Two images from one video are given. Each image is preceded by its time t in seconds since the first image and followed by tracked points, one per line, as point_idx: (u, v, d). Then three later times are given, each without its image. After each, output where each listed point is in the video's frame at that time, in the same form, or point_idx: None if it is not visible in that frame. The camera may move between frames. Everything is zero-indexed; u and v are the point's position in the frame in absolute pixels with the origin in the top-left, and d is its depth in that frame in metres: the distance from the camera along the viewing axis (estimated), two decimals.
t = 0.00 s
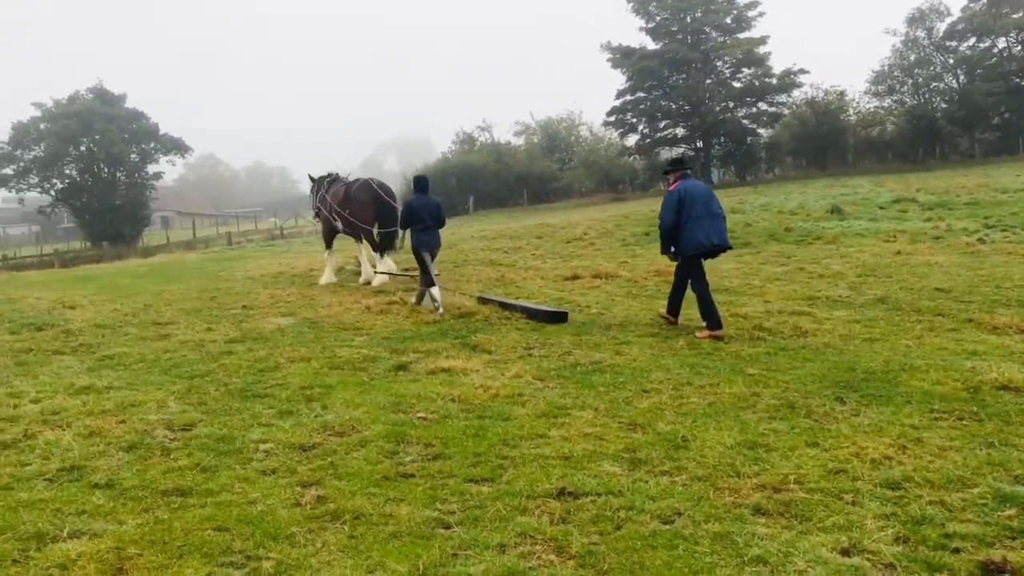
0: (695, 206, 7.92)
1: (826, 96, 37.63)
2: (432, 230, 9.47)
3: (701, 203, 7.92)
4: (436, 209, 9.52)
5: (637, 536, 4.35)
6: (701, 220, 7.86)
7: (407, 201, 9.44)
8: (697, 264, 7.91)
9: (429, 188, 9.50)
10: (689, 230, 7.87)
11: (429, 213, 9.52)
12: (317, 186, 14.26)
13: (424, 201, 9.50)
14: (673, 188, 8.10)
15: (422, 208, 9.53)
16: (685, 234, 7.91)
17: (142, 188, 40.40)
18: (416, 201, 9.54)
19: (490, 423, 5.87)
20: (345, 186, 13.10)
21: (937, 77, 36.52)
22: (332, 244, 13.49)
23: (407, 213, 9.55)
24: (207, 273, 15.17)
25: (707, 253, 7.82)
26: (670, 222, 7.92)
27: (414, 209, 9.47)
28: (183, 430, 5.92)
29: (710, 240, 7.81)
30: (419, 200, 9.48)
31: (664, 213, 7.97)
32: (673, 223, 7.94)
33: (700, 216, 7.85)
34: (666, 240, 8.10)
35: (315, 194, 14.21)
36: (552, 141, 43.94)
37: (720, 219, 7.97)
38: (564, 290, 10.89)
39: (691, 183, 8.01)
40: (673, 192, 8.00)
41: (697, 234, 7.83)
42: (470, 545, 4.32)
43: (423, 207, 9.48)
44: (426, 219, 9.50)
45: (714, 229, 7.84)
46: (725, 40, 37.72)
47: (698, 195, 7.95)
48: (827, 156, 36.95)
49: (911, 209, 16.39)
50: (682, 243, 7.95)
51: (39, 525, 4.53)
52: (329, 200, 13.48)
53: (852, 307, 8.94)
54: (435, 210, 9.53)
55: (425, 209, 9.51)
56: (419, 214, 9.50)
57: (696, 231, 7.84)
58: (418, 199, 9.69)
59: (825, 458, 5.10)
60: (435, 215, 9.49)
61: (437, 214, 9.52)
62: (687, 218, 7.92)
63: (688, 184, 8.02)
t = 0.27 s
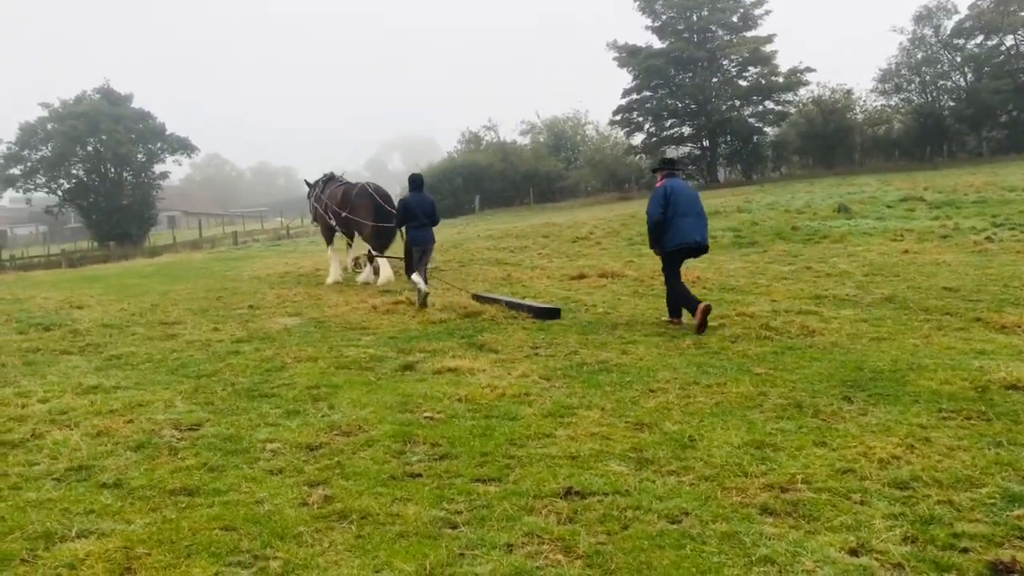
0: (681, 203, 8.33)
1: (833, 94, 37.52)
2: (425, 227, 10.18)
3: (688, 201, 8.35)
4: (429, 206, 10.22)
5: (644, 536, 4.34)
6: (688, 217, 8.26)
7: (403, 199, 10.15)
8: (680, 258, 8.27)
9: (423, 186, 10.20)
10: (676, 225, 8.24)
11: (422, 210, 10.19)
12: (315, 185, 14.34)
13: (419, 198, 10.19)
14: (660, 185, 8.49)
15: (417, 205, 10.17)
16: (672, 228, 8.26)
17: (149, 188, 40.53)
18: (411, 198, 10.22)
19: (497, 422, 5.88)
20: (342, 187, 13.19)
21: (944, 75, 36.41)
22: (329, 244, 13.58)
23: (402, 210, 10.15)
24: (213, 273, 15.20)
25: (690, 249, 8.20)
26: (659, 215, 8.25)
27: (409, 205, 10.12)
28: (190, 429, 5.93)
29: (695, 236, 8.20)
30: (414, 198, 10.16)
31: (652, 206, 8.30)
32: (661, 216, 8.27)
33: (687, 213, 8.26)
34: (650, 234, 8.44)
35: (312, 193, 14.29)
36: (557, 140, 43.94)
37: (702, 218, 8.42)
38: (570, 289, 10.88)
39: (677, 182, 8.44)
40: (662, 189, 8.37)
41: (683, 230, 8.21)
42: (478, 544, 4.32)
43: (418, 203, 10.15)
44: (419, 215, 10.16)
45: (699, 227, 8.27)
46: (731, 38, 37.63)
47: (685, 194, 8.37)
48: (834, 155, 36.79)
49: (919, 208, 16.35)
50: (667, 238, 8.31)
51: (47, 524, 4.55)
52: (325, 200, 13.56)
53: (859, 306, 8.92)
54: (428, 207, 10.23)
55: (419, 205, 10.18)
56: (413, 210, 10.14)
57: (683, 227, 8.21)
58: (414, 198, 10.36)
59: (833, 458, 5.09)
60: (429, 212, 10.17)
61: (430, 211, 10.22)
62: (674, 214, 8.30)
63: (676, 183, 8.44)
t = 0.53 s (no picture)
0: (665, 200, 8.57)
1: (834, 95, 37.50)
2: (414, 228, 10.41)
3: (670, 197, 8.59)
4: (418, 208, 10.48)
5: (646, 537, 4.34)
6: (670, 213, 8.52)
7: (393, 201, 10.41)
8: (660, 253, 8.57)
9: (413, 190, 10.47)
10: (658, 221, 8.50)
11: (412, 212, 10.43)
12: (309, 190, 14.48)
13: (408, 201, 10.44)
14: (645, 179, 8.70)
15: (407, 208, 10.42)
16: (654, 224, 8.52)
17: (150, 190, 40.55)
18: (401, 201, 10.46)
19: (499, 423, 5.88)
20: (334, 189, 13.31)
21: (945, 75, 36.40)
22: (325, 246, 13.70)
23: (392, 212, 10.40)
24: (215, 274, 15.22)
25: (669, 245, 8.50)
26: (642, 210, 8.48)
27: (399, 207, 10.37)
28: (192, 430, 5.94)
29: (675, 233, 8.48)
30: (404, 200, 10.41)
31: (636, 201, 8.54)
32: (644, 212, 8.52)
33: (669, 210, 8.51)
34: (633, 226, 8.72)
35: (307, 198, 14.43)
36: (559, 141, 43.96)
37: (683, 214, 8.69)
38: (571, 290, 10.89)
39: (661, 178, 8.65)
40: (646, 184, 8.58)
41: (665, 226, 8.48)
42: (480, 545, 4.32)
43: (407, 205, 10.39)
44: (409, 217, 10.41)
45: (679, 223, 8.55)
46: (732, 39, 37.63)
47: (668, 190, 8.60)
48: (836, 155, 36.77)
49: (920, 208, 16.37)
50: (648, 233, 8.57)
51: (50, 525, 4.55)
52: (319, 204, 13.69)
53: (861, 306, 8.94)
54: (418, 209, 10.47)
55: (409, 207, 10.44)
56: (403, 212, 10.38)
57: (665, 223, 8.48)
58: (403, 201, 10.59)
59: (834, 459, 5.09)
60: (418, 213, 10.42)
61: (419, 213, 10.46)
62: (656, 209, 8.55)
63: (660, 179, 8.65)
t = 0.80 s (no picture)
0: (647, 209, 8.55)
1: (838, 95, 37.44)
2: (405, 228, 10.65)
3: (652, 207, 8.58)
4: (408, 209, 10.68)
5: (652, 538, 4.34)
6: (653, 223, 8.51)
7: (383, 202, 10.60)
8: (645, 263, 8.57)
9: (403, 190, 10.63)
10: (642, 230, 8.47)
11: (402, 212, 10.64)
12: (308, 190, 14.59)
13: (398, 202, 10.63)
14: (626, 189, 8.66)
15: (397, 208, 10.62)
16: (638, 233, 8.50)
17: (155, 192, 40.67)
18: (391, 201, 10.65)
19: (504, 425, 5.88)
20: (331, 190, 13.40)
21: (950, 76, 36.31)
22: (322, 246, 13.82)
23: (382, 213, 10.60)
24: (220, 276, 15.23)
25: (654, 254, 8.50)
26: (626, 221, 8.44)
27: (389, 209, 10.58)
28: (198, 431, 5.95)
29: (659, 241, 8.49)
30: (394, 201, 10.61)
31: (619, 212, 8.49)
32: (627, 222, 8.48)
33: (652, 219, 8.50)
34: (615, 235, 8.67)
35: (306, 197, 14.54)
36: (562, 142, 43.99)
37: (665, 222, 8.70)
38: (576, 291, 10.90)
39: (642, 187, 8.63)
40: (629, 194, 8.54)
41: (650, 235, 8.46)
42: (485, 547, 4.33)
43: (397, 207, 10.60)
44: (399, 218, 10.62)
45: (661, 232, 8.56)
46: (736, 40, 37.60)
47: (649, 199, 8.58)
48: (840, 156, 36.71)
49: (925, 209, 16.35)
50: (632, 243, 8.55)
51: (56, 526, 4.56)
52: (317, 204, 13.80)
53: (866, 307, 8.93)
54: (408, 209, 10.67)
55: (398, 208, 10.63)
56: (393, 213, 10.60)
57: (650, 233, 8.46)
58: (393, 200, 10.77)
59: (840, 460, 5.08)
60: (408, 214, 10.63)
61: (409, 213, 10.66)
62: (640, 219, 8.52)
63: (641, 189, 8.63)
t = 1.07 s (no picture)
0: (627, 204, 8.78)
1: (845, 94, 37.31)
2: (400, 229, 10.89)
3: (632, 202, 8.79)
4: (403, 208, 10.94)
5: (660, 538, 4.34)
6: (633, 216, 8.73)
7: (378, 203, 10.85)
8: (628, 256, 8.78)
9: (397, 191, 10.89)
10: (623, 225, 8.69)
11: (397, 212, 10.90)
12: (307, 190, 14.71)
13: (393, 202, 10.89)
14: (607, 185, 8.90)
15: (392, 209, 10.88)
16: (619, 228, 8.72)
17: (162, 193, 40.84)
18: (386, 203, 10.90)
19: (511, 425, 5.88)
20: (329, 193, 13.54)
21: (958, 74, 36.14)
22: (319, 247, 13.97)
23: (377, 215, 10.84)
24: (228, 276, 15.28)
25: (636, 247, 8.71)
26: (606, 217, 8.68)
27: (385, 210, 10.83)
28: (206, 432, 5.96)
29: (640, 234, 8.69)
30: (389, 202, 10.86)
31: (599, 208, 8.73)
32: (608, 218, 8.72)
33: (632, 213, 8.72)
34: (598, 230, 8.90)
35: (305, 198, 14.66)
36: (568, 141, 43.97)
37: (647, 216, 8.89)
38: (583, 291, 10.90)
39: (622, 183, 8.85)
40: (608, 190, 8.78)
41: (630, 229, 8.68)
42: (494, 546, 4.33)
43: (393, 207, 10.85)
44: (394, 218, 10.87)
45: (643, 225, 8.76)
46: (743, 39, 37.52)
47: (630, 194, 8.81)
48: (847, 154, 36.59)
49: (933, 207, 16.29)
50: (614, 237, 8.78)
51: (65, 526, 4.58)
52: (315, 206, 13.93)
53: (874, 306, 8.91)
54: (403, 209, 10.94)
55: (394, 209, 10.89)
56: (389, 214, 10.85)
57: (630, 227, 8.68)
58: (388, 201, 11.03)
59: (848, 459, 5.07)
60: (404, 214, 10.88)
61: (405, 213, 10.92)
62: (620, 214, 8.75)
63: (621, 184, 8.85)
